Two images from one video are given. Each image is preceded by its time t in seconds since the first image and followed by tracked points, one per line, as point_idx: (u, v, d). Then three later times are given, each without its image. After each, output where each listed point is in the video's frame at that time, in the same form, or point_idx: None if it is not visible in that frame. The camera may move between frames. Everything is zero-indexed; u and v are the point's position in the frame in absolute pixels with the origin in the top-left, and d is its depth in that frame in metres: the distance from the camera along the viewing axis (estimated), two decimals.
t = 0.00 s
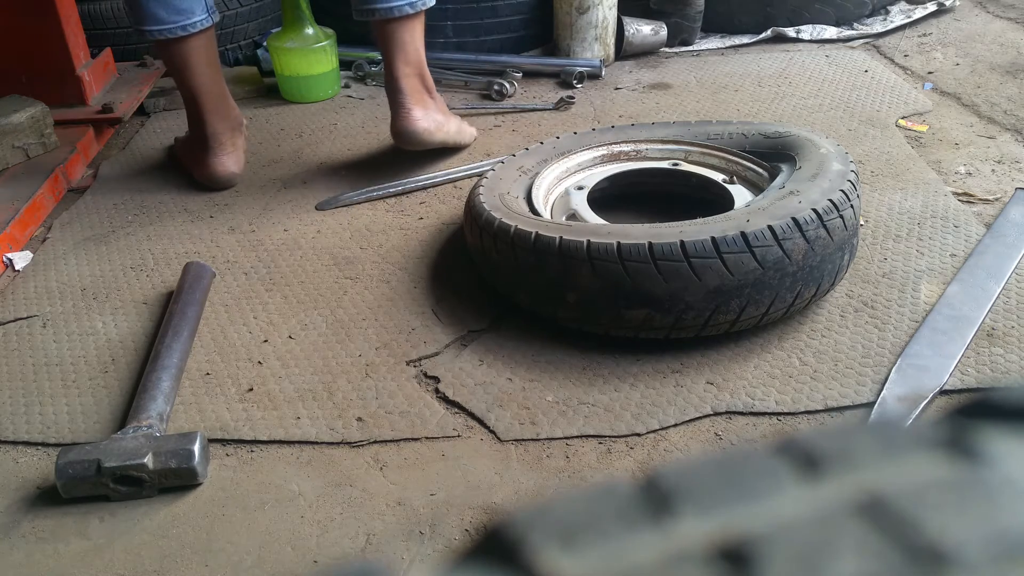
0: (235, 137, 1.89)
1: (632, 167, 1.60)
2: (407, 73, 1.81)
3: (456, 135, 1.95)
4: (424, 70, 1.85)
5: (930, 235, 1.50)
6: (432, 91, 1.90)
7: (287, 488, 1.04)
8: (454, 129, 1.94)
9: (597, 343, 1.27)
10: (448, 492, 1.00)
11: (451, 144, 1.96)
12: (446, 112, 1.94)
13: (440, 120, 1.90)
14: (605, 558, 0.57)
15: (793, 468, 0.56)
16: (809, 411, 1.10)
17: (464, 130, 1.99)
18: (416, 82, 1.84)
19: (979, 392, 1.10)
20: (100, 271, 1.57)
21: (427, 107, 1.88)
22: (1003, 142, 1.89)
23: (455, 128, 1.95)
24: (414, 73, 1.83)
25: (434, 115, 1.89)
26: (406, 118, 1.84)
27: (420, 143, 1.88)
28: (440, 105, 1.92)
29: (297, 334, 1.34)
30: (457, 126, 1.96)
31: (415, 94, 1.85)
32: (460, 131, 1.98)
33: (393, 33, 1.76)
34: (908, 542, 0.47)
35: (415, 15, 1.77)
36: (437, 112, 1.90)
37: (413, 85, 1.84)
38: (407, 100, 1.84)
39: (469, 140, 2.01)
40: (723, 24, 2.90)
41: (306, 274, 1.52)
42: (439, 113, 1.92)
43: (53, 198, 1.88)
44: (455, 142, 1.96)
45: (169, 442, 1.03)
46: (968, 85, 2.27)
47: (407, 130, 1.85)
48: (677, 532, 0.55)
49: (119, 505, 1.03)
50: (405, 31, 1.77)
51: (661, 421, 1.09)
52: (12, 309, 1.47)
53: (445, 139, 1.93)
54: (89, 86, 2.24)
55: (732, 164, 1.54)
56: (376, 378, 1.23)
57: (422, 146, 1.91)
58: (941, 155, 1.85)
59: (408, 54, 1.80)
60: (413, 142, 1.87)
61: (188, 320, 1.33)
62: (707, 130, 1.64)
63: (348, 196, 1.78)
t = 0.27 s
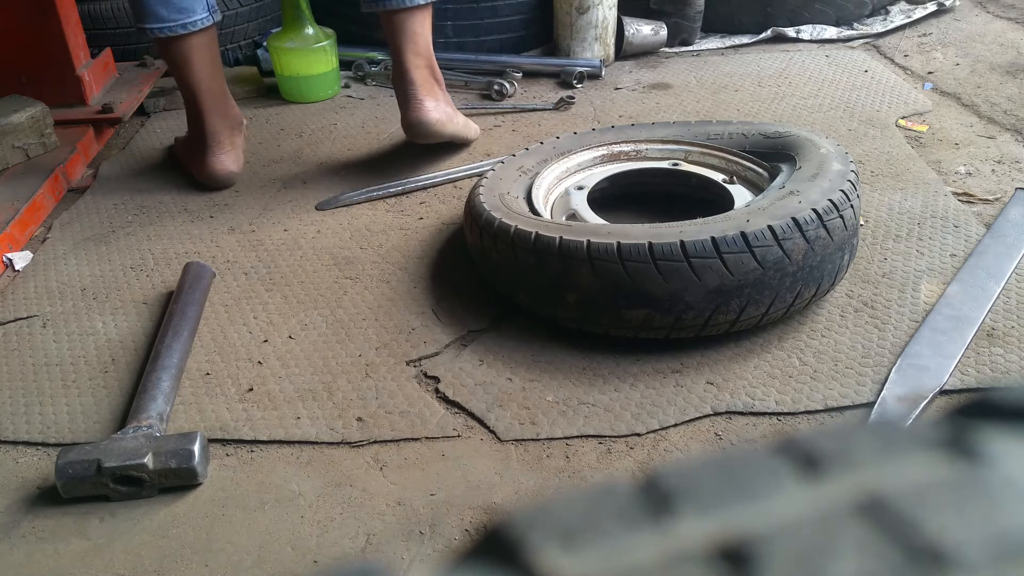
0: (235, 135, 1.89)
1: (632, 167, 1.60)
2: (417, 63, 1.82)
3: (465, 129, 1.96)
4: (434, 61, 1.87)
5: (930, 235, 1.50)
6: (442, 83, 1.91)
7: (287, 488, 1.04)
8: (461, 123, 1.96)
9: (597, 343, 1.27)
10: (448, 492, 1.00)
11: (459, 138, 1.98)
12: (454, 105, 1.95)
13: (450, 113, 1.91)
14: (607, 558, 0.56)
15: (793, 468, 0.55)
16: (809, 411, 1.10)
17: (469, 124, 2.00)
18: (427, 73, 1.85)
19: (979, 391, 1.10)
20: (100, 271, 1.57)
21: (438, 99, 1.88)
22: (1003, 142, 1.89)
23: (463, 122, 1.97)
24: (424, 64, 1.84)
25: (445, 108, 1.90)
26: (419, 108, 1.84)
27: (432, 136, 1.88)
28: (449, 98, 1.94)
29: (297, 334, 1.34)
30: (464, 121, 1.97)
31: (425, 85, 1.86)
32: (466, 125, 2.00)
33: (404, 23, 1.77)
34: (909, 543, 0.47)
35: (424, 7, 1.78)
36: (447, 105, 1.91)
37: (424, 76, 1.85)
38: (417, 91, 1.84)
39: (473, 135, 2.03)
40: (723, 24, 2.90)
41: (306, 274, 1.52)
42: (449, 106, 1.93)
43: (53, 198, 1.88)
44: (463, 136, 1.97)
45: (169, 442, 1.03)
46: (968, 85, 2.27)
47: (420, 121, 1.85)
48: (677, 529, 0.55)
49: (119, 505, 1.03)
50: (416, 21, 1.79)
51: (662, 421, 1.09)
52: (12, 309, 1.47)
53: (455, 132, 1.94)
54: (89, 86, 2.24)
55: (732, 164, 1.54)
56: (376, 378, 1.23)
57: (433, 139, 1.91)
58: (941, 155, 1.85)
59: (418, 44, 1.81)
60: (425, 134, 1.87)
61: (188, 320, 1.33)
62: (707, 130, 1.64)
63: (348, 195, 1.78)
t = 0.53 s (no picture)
0: (238, 130, 1.89)
1: (632, 167, 1.60)
2: (441, 80, 1.84)
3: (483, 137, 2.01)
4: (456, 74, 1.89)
5: (930, 235, 1.50)
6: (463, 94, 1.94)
7: (287, 488, 1.04)
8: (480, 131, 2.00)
9: (597, 343, 1.27)
10: (448, 492, 1.00)
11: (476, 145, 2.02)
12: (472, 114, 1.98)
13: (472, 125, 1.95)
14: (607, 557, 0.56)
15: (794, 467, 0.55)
16: (809, 411, 1.10)
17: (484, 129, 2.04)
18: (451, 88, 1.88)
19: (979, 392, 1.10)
20: (100, 271, 1.57)
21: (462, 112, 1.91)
22: (1003, 142, 1.89)
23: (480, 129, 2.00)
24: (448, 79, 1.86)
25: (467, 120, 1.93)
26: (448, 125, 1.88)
27: (459, 150, 1.92)
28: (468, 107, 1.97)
29: (297, 334, 1.34)
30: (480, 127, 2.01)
31: (450, 100, 1.88)
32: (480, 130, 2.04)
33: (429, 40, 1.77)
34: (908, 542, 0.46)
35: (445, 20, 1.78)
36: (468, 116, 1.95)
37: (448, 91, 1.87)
38: (443, 106, 1.87)
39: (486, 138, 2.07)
40: (723, 24, 2.90)
41: (306, 274, 1.52)
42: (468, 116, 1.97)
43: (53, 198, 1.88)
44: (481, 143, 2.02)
45: (169, 442, 1.03)
46: (968, 85, 2.27)
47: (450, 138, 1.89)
48: (676, 526, 0.55)
49: (119, 505, 1.03)
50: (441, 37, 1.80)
51: (661, 422, 1.09)
52: (12, 309, 1.47)
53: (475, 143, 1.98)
54: (89, 86, 2.24)
55: (732, 164, 1.54)
56: (376, 378, 1.23)
57: (457, 152, 1.95)
58: (941, 155, 1.85)
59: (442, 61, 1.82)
60: (455, 149, 1.92)
61: (188, 320, 1.33)
62: (707, 130, 1.64)
63: (348, 196, 1.78)
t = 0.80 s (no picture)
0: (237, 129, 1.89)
1: (632, 167, 1.61)
2: (474, 68, 1.85)
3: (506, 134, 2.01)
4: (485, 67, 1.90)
5: (930, 235, 1.50)
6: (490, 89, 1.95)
7: (287, 488, 1.04)
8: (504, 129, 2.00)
9: (597, 343, 1.27)
10: (448, 492, 1.00)
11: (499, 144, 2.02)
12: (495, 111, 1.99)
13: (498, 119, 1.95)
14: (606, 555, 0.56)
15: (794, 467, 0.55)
16: (808, 411, 1.10)
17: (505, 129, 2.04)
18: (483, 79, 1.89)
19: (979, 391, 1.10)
20: (101, 271, 1.57)
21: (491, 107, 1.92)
22: (1003, 142, 1.89)
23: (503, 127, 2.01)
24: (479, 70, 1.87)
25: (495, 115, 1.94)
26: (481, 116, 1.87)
27: (487, 143, 1.91)
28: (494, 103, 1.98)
29: (297, 334, 1.34)
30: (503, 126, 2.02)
31: (482, 91, 1.89)
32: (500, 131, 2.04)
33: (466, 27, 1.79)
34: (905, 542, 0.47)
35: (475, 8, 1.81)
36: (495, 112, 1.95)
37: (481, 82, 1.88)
38: (474, 95, 1.87)
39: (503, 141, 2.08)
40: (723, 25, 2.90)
41: (306, 274, 1.52)
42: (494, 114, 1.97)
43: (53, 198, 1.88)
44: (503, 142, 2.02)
45: (169, 442, 1.03)
46: (968, 85, 2.27)
47: (483, 129, 1.88)
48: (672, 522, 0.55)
49: (119, 505, 1.03)
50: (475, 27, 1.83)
51: (662, 422, 1.09)
52: (12, 309, 1.47)
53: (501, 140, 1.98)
54: (89, 86, 2.24)
55: (732, 164, 1.54)
56: (376, 378, 1.23)
57: (483, 145, 1.95)
58: (941, 155, 1.85)
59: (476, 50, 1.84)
60: (484, 141, 1.90)
61: (188, 320, 1.33)
62: (707, 129, 1.64)
63: (348, 196, 1.78)
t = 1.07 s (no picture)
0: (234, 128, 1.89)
1: (632, 167, 1.60)
2: (411, 67, 1.73)
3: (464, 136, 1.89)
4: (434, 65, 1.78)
5: (930, 235, 1.50)
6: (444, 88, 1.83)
7: (287, 489, 1.04)
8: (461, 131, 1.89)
9: (597, 343, 1.27)
10: (448, 492, 1.00)
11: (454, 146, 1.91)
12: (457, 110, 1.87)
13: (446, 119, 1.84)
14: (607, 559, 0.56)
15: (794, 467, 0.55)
16: (809, 411, 1.10)
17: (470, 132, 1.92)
18: (427, 78, 1.77)
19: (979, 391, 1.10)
20: (101, 271, 1.57)
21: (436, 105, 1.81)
22: (1003, 142, 1.89)
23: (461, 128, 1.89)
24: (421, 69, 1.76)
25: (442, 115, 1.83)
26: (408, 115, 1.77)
27: (419, 141, 1.82)
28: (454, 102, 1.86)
29: (297, 334, 1.34)
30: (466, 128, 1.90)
31: (422, 90, 1.78)
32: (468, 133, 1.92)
33: (405, 22, 1.68)
34: (904, 540, 0.46)
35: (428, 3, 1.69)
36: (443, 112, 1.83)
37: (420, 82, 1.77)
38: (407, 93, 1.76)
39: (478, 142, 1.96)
40: (723, 25, 2.90)
41: (306, 274, 1.52)
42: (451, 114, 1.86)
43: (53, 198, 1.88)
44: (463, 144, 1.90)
45: (169, 442, 1.03)
46: (968, 85, 2.27)
47: (408, 128, 1.78)
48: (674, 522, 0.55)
49: (119, 506, 1.03)
50: (421, 23, 1.71)
51: (662, 422, 1.09)
52: (12, 309, 1.47)
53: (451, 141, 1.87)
54: (89, 86, 2.24)
55: (732, 164, 1.54)
56: (376, 378, 1.23)
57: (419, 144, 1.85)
58: (941, 155, 1.85)
59: (419, 48, 1.72)
60: (409, 139, 1.81)
61: (188, 320, 1.33)
62: (707, 130, 1.64)
63: (348, 196, 1.78)
